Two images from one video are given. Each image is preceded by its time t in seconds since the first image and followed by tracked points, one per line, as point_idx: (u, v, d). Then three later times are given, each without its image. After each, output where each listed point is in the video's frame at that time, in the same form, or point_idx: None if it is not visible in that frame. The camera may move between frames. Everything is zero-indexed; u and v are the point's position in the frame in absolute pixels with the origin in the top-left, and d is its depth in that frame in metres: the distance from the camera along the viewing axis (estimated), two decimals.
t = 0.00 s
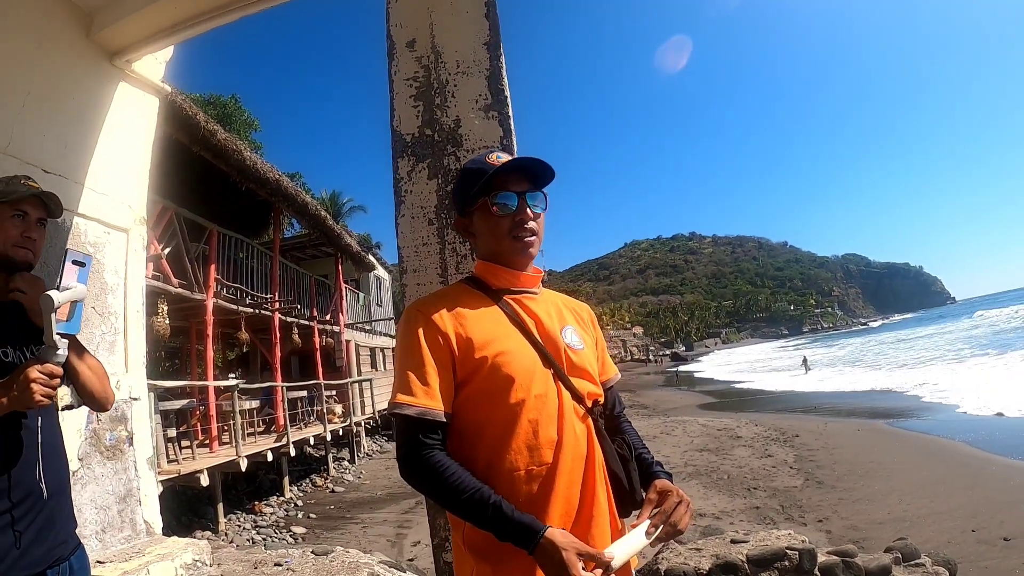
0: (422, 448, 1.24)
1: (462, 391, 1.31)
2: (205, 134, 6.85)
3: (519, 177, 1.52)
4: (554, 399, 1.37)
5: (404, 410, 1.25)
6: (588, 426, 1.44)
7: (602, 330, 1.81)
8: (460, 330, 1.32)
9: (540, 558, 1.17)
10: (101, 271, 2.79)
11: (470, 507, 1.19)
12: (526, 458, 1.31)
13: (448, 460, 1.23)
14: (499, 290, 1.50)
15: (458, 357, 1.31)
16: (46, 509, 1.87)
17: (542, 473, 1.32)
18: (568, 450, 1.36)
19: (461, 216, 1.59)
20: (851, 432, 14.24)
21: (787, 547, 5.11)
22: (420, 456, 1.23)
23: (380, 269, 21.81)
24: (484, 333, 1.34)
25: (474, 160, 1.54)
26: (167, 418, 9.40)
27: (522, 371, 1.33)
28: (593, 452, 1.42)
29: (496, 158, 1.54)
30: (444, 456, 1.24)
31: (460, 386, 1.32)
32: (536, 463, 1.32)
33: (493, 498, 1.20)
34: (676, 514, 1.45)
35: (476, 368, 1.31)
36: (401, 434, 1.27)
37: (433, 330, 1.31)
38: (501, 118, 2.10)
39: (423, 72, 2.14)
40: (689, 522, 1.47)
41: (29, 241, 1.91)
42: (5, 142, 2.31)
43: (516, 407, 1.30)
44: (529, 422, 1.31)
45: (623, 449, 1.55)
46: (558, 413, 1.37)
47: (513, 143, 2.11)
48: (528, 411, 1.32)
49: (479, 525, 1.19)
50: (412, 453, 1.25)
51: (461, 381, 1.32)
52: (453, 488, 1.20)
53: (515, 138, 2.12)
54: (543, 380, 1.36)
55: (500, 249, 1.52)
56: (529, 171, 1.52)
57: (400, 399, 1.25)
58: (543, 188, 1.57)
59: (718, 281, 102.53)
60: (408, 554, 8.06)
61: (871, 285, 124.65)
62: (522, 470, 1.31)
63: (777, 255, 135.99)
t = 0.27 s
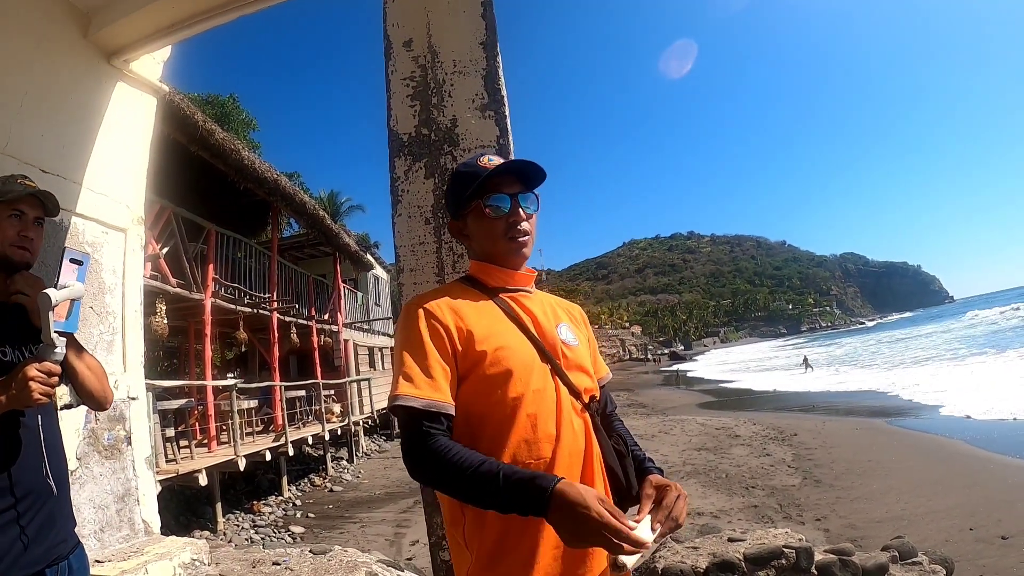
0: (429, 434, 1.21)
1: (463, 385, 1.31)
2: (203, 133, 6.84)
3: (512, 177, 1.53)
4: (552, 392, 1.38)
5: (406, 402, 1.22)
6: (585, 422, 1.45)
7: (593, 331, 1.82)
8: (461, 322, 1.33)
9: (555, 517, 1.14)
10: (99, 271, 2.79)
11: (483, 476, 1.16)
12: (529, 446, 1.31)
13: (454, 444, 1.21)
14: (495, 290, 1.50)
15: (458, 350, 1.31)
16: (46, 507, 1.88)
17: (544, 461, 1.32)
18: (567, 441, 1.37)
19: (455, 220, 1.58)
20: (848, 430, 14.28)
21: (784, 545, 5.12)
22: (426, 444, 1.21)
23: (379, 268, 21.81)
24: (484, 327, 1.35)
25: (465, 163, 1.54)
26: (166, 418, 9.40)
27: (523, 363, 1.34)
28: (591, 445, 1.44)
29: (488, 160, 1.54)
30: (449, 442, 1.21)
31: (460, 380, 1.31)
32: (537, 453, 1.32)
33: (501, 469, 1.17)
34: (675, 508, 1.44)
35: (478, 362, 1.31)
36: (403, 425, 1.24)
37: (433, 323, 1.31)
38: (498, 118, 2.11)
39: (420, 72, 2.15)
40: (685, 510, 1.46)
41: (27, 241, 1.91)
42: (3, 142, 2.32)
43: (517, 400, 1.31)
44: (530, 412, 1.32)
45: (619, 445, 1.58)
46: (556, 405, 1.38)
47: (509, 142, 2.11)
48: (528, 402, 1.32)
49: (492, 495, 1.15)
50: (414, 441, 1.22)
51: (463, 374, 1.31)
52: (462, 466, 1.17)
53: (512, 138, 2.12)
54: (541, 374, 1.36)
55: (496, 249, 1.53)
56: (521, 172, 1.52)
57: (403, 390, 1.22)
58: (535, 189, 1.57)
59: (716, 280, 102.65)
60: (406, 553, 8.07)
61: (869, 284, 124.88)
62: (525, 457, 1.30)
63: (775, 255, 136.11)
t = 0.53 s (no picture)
0: (437, 398, 1.15)
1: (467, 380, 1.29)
2: (201, 133, 6.83)
3: (501, 183, 1.51)
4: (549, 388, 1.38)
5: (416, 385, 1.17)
6: (583, 421, 1.44)
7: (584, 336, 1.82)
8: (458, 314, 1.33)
9: (564, 361, 1.00)
10: (97, 271, 2.80)
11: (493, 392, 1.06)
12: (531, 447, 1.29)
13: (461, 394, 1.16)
14: (490, 292, 1.50)
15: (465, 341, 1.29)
16: (44, 508, 1.88)
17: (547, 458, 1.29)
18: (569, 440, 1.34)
19: (447, 226, 1.56)
20: (846, 430, 14.32)
21: (780, 545, 5.13)
22: (434, 409, 1.14)
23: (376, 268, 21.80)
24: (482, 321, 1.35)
25: (456, 170, 1.54)
26: (163, 418, 9.39)
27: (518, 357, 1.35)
28: (592, 444, 1.40)
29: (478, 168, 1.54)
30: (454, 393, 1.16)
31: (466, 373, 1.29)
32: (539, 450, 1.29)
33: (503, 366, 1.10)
34: (675, 504, 1.46)
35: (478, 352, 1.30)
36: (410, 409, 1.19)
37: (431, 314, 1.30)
38: (494, 119, 2.11)
39: (416, 73, 2.15)
40: (683, 507, 1.47)
41: (24, 243, 1.92)
42: None
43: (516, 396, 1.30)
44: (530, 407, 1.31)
45: (614, 444, 1.59)
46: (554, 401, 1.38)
47: (505, 143, 2.11)
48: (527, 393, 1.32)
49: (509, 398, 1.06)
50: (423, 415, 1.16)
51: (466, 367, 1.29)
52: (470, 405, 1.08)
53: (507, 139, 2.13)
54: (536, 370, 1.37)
55: (488, 254, 1.51)
56: (511, 178, 1.51)
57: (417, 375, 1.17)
58: (525, 194, 1.56)
59: (714, 280, 102.78)
60: (404, 553, 8.07)
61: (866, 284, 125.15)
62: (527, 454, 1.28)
63: (773, 254, 136.32)
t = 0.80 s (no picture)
0: (465, 349, 1.13)
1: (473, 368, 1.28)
2: (199, 132, 6.82)
3: (496, 185, 1.49)
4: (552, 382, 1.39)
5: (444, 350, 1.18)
6: (585, 417, 1.44)
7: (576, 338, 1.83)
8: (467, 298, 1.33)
9: (603, 249, 0.99)
10: (95, 271, 2.80)
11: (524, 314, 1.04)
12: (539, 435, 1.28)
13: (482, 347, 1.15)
14: (490, 290, 1.49)
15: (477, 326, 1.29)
16: (42, 507, 1.88)
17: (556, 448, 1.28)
18: (574, 432, 1.34)
19: (443, 228, 1.55)
20: (843, 429, 14.35)
21: (778, 544, 5.14)
22: (464, 358, 1.11)
23: (374, 269, 21.79)
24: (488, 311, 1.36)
25: (451, 172, 1.53)
26: (161, 418, 9.37)
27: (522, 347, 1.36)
28: (594, 440, 1.40)
29: (473, 171, 1.53)
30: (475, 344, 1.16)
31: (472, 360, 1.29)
32: (547, 439, 1.28)
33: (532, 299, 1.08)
34: (675, 496, 1.49)
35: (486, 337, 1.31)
36: (435, 370, 1.17)
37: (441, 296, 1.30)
38: (491, 118, 2.11)
39: (414, 73, 2.15)
40: (684, 498, 1.51)
41: (20, 243, 1.92)
42: None
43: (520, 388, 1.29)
44: (536, 398, 1.31)
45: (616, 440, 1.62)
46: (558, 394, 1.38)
47: (503, 142, 2.11)
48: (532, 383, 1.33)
49: (544, 316, 1.03)
50: (453, 368, 1.14)
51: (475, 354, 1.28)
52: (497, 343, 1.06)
53: (505, 138, 2.13)
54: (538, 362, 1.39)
55: (485, 257, 1.50)
56: (506, 180, 1.49)
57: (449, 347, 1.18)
58: (521, 194, 1.55)
59: (711, 280, 102.88)
60: (402, 553, 8.07)
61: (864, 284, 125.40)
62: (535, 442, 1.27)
63: (771, 254, 136.53)
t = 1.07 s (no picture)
0: (486, 314, 1.12)
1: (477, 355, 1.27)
2: (197, 132, 6.80)
3: (497, 184, 1.48)
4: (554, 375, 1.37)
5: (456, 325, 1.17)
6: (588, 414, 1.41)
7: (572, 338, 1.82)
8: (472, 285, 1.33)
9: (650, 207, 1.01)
10: (93, 271, 2.79)
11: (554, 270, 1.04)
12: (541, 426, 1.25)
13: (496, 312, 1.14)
14: (491, 287, 1.47)
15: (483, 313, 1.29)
16: (40, 507, 1.87)
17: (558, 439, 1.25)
18: (577, 425, 1.31)
19: (443, 227, 1.54)
20: (841, 429, 14.37)
21: (777, 543, 5.14)
22: (488, 320, 1.10)
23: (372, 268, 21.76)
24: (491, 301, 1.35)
25: (451, 171, 1.52)
26: (159, 418, 9.36)
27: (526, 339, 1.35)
28: (596, 438, 1.37)
29: (473, 169, 1.52)
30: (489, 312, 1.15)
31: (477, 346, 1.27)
32: (550, 430, 1.25)
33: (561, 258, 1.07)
34: (671, 501, 1.49)
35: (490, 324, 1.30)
36: (452, 340, 1.16)
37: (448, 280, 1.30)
38: (490, 117, 2.11)
39: (412, 71, 2.15)
40: (679, 503, 1.52)
41: (17, 241, 1.91)
42: None
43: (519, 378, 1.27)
44: (539, 388, 1.29)
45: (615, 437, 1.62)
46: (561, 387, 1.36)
47: (502, 141, 2.10)
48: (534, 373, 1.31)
49: (579, 270, 1.02)
50: (473, 333, 1.12)
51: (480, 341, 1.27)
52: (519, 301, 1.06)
53: (504, 138, 2.12)
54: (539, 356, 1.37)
55: (483, 255, 1.50)
56: (506, 178, 1.48)
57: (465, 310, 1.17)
58: (520, 193, 1.54)
59: (709, 280, 103.00)
60: (401, 553, 8.07)
61: (861, 284, 125.68)
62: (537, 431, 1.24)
63: (769, 254, 136.71)
